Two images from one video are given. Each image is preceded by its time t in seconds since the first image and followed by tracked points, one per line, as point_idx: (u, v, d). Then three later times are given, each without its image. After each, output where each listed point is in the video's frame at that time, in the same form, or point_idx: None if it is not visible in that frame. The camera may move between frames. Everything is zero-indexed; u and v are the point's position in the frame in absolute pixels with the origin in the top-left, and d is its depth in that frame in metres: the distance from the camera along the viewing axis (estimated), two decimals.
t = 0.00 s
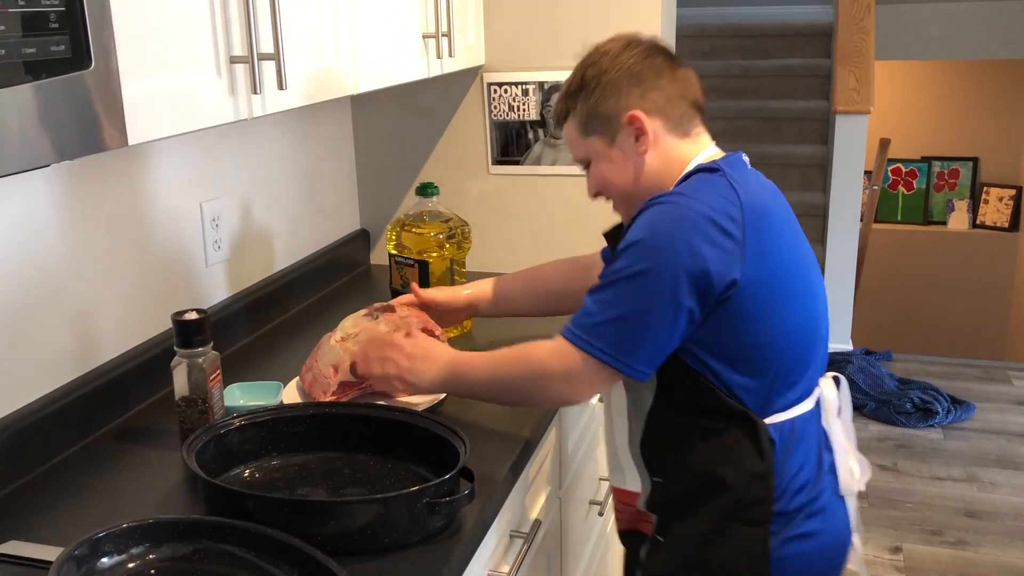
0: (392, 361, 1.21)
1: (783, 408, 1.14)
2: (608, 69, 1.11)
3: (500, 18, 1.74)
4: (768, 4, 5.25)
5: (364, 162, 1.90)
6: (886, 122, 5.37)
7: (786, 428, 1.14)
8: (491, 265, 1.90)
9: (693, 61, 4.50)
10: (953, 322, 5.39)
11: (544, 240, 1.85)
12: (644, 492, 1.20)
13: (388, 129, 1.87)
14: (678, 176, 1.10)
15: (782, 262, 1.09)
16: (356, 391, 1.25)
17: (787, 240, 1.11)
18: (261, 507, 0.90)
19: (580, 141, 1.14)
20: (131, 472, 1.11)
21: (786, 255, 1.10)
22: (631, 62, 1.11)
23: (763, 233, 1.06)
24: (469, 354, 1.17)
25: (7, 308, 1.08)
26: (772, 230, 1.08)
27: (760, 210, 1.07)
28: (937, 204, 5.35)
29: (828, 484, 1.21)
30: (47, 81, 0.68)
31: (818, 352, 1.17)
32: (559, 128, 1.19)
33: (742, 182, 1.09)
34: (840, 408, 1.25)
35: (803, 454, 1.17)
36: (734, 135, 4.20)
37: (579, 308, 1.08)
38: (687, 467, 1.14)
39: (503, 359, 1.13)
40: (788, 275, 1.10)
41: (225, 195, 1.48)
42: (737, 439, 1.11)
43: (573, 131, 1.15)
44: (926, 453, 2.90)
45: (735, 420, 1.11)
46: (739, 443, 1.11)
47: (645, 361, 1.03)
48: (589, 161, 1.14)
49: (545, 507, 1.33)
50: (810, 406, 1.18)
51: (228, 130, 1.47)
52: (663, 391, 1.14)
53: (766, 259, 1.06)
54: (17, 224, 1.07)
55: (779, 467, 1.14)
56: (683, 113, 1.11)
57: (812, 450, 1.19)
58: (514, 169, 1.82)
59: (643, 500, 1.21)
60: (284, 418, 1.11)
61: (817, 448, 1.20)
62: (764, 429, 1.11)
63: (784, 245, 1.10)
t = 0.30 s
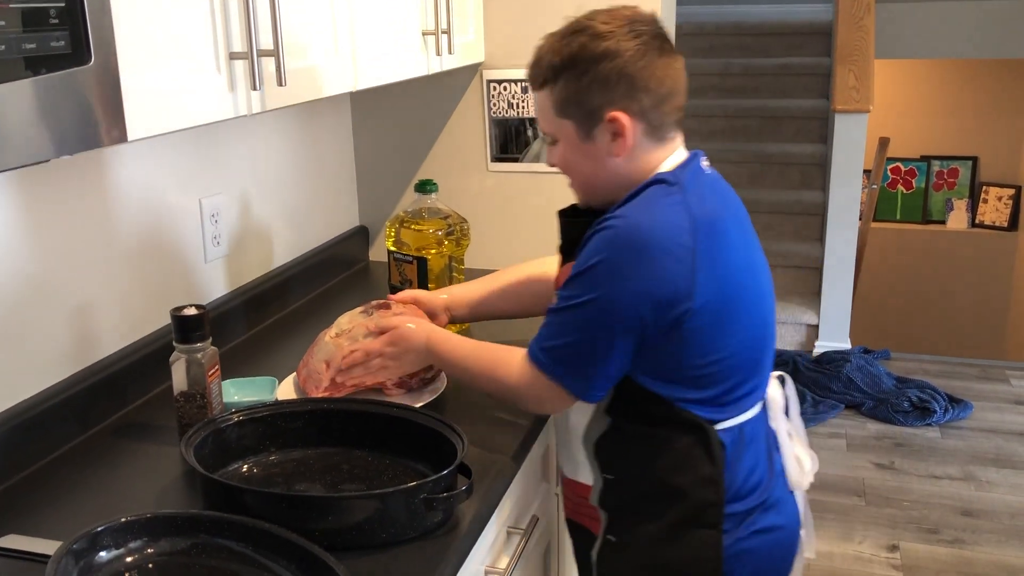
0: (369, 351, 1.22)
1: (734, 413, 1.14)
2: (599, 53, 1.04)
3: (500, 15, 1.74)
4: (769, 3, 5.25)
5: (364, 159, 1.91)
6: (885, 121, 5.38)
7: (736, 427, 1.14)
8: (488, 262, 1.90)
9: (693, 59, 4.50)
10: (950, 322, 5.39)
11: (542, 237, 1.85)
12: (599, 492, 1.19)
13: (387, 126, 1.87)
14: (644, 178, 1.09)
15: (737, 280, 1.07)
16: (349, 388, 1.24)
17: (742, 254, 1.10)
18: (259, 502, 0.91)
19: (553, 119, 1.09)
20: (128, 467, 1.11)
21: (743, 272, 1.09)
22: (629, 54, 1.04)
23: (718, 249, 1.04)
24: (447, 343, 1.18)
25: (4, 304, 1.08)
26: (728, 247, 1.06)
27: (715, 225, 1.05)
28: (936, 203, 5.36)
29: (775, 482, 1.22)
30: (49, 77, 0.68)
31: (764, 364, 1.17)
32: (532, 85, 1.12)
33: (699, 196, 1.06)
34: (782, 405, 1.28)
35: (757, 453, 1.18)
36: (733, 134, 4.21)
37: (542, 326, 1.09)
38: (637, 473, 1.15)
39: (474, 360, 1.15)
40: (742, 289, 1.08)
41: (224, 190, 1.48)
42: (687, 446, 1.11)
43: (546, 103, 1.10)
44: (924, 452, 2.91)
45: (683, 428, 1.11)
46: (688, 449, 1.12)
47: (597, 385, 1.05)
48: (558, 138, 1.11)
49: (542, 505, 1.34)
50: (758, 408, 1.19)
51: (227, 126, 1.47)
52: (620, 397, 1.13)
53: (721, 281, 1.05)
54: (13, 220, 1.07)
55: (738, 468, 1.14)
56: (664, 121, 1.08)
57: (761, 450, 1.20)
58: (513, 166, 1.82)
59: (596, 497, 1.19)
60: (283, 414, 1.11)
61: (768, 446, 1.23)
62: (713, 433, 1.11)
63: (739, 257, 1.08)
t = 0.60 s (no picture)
0: (347, 354, 1.21)
1: (705, 405, 1.16)
2: (555, 54, 1.07)
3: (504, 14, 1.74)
4: (774, 5, 5.24)
5: (367, 158, 1.91)
6: (888, 125, 5.37)
7: (711, 416, 1.17)
8: (490, 262, 1.90)
9: (697, 60, 4.50)
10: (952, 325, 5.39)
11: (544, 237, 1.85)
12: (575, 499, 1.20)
13: (390, 126, 1.87)
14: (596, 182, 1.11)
15: (697, 267, 1.10)
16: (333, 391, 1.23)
17: (701, 245, 1.12)
18: (259, 500, 0.91)
19: (510, 120, 1.11)
20: (128, 464, 1.11)
21: (702, 260, 1.11)
22: (585, 55, 1.08)
23: (677, 238, 1.07)
24: (426, 360, 1.17)
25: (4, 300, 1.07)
26: (686, 236, 1.09)
27: (672, 215, 1.08)
28: (938, 207, 5.35)
29: (750, 469, 1.26)
30: (53, 73, 0.68)
31: (727, 358, 1.19)
32: (488, 87, 1.15)
33: (654, 187, 1.09)
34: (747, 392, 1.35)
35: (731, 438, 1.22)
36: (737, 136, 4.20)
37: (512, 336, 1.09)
38: (616, 471, 1.15)
39: (452, 377, 1.14)
40: (702, 278, 1.10)
41: (227, 187, 1.49)
42: (666, 437, 1.12)
43: (502, 105, 1.11)
44: (924, 456, 2.91)
45: (659, 420, 1.12)
46: (667, 441, 1.12)
47: (572, 384, 1.05)
48: (514, 139, 1.13)
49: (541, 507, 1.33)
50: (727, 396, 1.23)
51: (230, 124, 1.47)
52: (591, 394, 1.14)
53: (682, 269, 1.07)
54: (14, 215, 1.07)
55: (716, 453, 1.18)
56: (618, 121, 1.12)
57: (735, 438, 1.23)
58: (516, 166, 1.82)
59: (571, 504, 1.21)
60: (284, 411, 1.11)
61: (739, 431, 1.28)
62: (689, 423, 1.13)
63: (699, 247, 1.11)
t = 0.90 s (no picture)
0: (354, 352, 1.20)
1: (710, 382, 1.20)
2: (552, 49, 1.10)
3: (509, 13, 1.75)
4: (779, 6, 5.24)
5: (372, 155, 1.91)
6: (892, 127, 5.37)
7: (717, 394, 1.20)
8: (493, 260, 1.90)
9: (702, 61, 4.49)
10: (955, 328, 5.38)
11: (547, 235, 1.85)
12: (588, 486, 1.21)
13: (395, 124, 1.87)
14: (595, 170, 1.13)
15: (689, 253, 1.12)
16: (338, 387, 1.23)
17: (692, 233, 1.14)
18: (263, 495, 0.91)
19: (505, 113, 1.12)
20: (132, 458, 1.12)
21: (694, 246, 1.13)
22: (581, 53, 1.11)
23: (672, 223, 1.09)
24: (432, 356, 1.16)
25: (10, 293, 1.08)
26: (678, 222, 1.11)
27: (665, 202, 1.10)
28: (942, 210, 5.36)
29: (756, 445, 1.28)
30: (61, 67, 0.69)
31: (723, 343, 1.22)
32: (483, 82, 1.16)
33: (644, 177, 1.11)
34: (746, 371, 1.38)
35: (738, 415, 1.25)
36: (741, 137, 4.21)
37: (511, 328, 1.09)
38: (630, 449, 1.16)
39: (458, 368, 1.13)
40: (695, 263, 1.13)
41: (233, 184, 1.49)
42: (678, 413, 1.14)
43: (498, 98, 1.13)
44: (927, 458, 2.90)
45: (669, 397, 1.14)
46: (680, 416, 1.14)
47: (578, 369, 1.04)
48: (508, 132, 1.14)
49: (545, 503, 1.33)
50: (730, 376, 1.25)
51: (236, 120, 1.48)
52: (599, 375, 1.16)
53: (675, 253, 1.09)
54: (20, 210, 1.08)
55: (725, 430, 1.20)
56: (610, 118, 1.14)
57: (742, 416, 1.26)
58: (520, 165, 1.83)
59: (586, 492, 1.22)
60: (288, 407, 1.12)
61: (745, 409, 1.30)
62: (699, 398, 1.15)
63: (690, 233, 1.13)
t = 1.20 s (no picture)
0: (392, 347, 1.22)
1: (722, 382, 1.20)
2: (582, 39, 1.10)
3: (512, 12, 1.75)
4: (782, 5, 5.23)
5: (374, 154, 1.91)
6: (895, 126, 5.37)
7: (727, 394, 1.21)
8: (497, 259, 1.91)
9: (705, 60, 4.49)
10: (958, 327, 5.38)
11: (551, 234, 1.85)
12: (594, 481, 1.22)
13: (397, 122, 1.88)
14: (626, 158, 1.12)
15: (715, 247, 1.12)
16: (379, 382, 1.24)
17: (716, 229, 1.14)
18: (266, 492, 0.91)
19: (536, 104, 1.13)
20: (134, 456, 1.12)
21: (719, 241, 1.13)
22: (610, 42, 1.11)
23: (699, 217, 1.09)
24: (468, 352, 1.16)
25: (13, 291, 1.08)
26: (705, 217, 1.11)
27: (692, 195, 1.10)
28: (945, 209, 5.36)
29: (764, 445, 1.28)
30: (65, 65, 0.69)
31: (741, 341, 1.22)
32: (513, 76, 1.16)
33: (672, 170, 1.11)
34: (760, 372, 1.37)
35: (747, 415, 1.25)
36: (744, 136, 4.20)
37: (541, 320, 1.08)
38: (639, 445, 1.16)
39: (493, 360, 1.13)
40: (720, 257, 1.13)
41: (236, 182, 1.49)
42: (690, 412, 1.14)
43: (529, 90, 1.13)
44: (929, 457, 2.90)
45: (683, 396, 1.14)
46: (692, 416, 1.15)
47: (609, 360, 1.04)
48: (539, 124, 1.14)
49: (546, 502, 1.34)
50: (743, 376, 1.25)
51: (239, 119, 1.48)
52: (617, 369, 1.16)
53: (701, 246, 1.09)
54: (21, 208, 1.08)
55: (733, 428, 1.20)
56: (641, 108, 1.14)
57: (751, 417, 1.26)
58: (523, 164, 1.83)
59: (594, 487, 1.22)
60: (290, 405, 1.12)
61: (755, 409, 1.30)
62: (712, 399, 1.15)
63: (715, 228, 1.13)
